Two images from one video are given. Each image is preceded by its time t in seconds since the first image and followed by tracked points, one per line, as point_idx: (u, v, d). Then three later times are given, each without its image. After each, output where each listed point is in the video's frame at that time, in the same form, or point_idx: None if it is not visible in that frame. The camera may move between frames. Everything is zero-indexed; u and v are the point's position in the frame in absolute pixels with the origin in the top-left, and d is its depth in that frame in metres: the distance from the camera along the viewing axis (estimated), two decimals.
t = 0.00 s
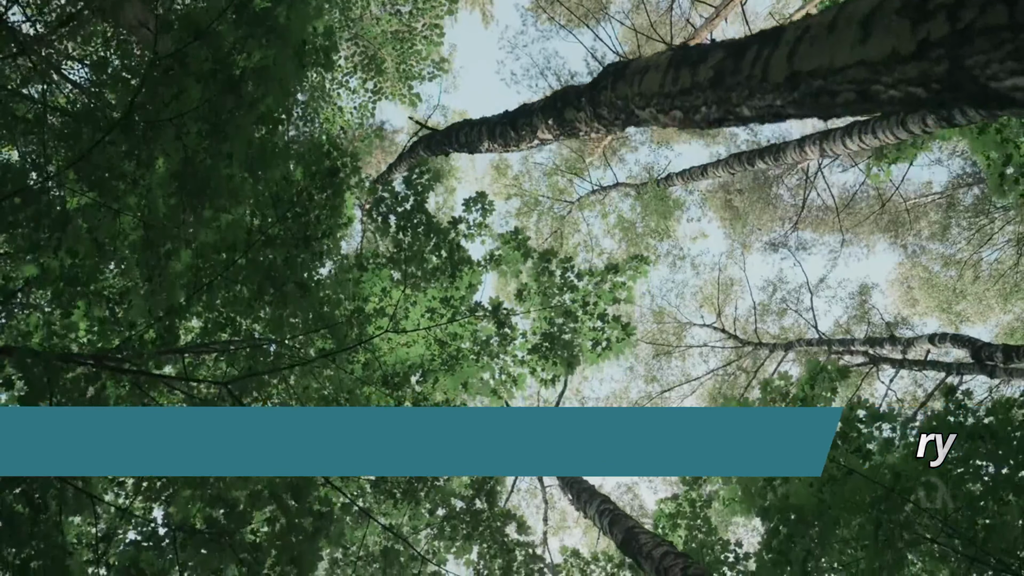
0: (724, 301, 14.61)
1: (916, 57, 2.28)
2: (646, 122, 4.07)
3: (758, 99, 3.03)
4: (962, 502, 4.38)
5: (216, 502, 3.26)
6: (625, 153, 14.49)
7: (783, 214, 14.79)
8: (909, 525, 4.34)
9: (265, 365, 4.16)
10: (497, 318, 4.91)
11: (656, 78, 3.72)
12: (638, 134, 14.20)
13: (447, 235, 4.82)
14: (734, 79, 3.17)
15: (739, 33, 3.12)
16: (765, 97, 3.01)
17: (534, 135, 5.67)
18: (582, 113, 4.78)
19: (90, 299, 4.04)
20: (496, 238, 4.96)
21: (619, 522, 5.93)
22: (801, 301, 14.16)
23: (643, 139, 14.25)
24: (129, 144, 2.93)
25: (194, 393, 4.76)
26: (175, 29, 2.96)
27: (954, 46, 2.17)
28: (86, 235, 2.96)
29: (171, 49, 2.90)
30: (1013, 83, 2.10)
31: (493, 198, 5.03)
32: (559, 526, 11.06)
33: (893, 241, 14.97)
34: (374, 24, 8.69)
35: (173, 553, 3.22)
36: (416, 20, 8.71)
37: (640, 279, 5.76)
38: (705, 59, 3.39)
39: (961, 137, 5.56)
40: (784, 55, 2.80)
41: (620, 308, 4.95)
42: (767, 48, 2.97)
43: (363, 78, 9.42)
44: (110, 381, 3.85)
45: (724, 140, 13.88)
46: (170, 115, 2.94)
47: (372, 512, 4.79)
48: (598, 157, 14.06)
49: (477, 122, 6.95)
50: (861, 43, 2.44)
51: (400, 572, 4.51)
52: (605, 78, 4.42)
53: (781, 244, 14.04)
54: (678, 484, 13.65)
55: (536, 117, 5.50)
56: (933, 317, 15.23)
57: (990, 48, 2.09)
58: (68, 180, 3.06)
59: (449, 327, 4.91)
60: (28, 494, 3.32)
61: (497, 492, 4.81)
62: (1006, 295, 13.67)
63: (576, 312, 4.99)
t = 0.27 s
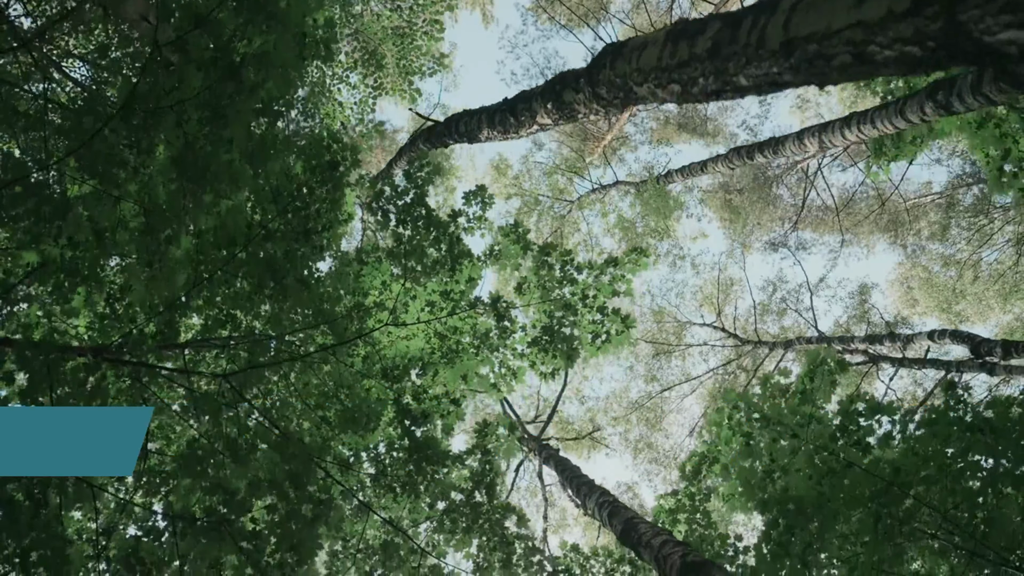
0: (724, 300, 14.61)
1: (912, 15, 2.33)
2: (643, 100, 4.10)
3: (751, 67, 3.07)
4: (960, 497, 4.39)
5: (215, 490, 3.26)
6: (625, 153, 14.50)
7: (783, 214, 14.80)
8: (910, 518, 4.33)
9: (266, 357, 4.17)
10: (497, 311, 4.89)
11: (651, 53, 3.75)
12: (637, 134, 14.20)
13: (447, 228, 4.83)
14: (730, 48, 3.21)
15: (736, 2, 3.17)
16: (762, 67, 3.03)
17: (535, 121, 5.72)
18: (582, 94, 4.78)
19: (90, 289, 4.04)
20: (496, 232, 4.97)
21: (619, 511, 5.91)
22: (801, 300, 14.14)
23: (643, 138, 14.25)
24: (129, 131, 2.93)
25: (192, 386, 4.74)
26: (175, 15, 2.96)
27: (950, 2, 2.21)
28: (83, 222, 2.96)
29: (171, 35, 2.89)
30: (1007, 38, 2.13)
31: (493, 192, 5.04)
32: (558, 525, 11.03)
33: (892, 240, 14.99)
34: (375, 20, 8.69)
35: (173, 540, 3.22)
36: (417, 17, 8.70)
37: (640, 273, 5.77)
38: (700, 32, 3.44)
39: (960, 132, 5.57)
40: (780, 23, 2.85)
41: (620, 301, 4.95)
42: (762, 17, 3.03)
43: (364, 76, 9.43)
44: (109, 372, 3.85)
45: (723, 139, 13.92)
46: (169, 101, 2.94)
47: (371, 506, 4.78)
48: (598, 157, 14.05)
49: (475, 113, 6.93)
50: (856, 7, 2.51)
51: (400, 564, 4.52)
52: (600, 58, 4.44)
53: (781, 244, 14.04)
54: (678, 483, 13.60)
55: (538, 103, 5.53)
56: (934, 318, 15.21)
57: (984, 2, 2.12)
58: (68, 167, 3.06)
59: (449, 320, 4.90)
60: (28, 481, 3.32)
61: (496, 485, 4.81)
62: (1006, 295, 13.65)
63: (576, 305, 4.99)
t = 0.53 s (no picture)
0: (724, 299, 14.61)
1: None
2: (641, 74, 4.27)
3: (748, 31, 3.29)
4: (959, 487, 4.40)
5: (215, 478, 3.26)
6: (624, 152, 14.52)
7: (783, 213, 14.81)
8: (911, 510, 4.33)
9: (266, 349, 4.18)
10: (497, 303, 4.90)
11: (650, 30, 3.91)
12: (637, 133, 14.20)
13: (447, 221, 4.83)
14: (727, 17, 3.42)
15: None
16: (758, 33, 3.28)
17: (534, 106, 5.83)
18: (582, 75, 4.91)
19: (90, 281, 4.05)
20: (495, 225, 4.97)
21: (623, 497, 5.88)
22: (801, 298, 14.13)
23: (643, 137, 14.25)
24: (129, 119, 2.94)
25: (192, 378, 4.75)
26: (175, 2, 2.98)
27: None
28: (84, 209, 2.98)
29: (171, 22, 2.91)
30: None
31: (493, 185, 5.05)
32: (559, 523, 11.02)
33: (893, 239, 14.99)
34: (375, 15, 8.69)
35: (173, 529, 3.22)
36: (416, 12, 8.70)
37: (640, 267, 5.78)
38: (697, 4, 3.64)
39: (959, 125, 5.58)
40: None
41: (619, 293, 4.95)
42: None
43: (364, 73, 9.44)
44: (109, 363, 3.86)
45: (723, 137, 13.92)
46: (169, 89, 2.95)
47: (371, 499, 4.79)
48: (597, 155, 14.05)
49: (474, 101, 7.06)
50: None
51: (401, 556, 4.53)
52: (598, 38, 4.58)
53: (780, 242, 14.04)
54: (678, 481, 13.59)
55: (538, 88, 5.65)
56: (934, 316, 15.21)
57: None
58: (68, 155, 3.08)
59: (448, 313, 4.91)
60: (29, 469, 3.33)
61: (496, 477, 4.82)
62: (1006, 293, 13.65)
63: (575, 297, 5.00)
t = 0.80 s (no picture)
0: (724, 297, 14.61)
1: None
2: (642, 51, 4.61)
3: None
4: (959, 480, 4.39)
5: (215, 469, 3.26)
6: (624, 151, 14.53)
7: (783, 211, 14.82)
8: (910, 504, 4.33)
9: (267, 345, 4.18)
10: (496, 297, 4.90)
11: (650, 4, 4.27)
12: (636, 131, 14.20)
13: (447, 214, 4.84)
14: None
15: None
16: (752, 7, 3.77)
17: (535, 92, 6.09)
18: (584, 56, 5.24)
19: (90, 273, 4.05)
20: (495, 219, 4.98)
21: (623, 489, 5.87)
22: (801, 297, 14.12)
23: (642, 136, 14.25)
24: (128, 109, 2.95)
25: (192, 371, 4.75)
26: None
27: None
28: (84, 198, 2.98)
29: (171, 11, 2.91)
30: None
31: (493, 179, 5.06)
32: (558, 520, 11.02)
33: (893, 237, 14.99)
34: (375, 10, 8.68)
35: (172, 520, 3.22)
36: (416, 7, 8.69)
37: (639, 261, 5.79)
38: None
39: (958, 119, 5.58)
40: None
41: (619, 286, 4.96)
42: None
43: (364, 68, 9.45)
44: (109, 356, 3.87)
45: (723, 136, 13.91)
46: (168, 78, 2.95)
47: (370, 493, 4.78)
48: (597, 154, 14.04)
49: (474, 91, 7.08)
50: None
51: (400, 549, 4.56)
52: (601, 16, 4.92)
53: (780, 241, 14.04)
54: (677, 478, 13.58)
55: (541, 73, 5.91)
56: (934, 315, 15.20)
57: None
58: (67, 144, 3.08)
59: (448, 307, 4.91)
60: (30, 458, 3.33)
61: (495, 471, 4.82)
62: (1006, 291, 13.63)
63: (576, 291, 5.01)
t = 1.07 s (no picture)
0: (724, 295, 14.62)
1: None
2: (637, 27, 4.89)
3: None
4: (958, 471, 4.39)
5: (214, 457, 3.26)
6: (624, 150, 14.53)
7: (782, 209, 14.83)
8: (910, 495, 4.33)
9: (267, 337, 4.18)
10: (496, 289, 4.90)
11: None
12: (636, 129, 14.20)
13: (446, 206, 4.84)
14: None
15: None
16: None
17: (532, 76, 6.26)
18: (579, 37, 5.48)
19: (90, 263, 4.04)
20: (495, 211, 4.98)
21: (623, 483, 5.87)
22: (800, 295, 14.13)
23: (642, 134, 14.24)
24: (127, 95, 2.94)
25: (191, 362, 4.74)
26: None
27: None
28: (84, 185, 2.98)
29: None
30: None
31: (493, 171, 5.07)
32: (558, 517, 11.02)
33: (892, 235, 15.01)
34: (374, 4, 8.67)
35: (172, 509, 3.21)
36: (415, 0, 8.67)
37: (638, 253, 5.80)
38: None
39: (958, 112, 5.59)
40: None
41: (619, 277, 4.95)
42: None
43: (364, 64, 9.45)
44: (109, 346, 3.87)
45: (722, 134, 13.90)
46: (168, 64, 2.95)
47: (370, 486, 4.79)
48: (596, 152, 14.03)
49: (473, 80, 7.28)
50: None
51: (400, 541, 4.56)
52: None
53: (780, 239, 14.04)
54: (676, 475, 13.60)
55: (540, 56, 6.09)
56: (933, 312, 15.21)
57: None
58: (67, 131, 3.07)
59: (447, 299, 4.91)
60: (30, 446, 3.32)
61: (495, 463, 4.83)
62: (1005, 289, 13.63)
63: (575, 282, 5.02)
